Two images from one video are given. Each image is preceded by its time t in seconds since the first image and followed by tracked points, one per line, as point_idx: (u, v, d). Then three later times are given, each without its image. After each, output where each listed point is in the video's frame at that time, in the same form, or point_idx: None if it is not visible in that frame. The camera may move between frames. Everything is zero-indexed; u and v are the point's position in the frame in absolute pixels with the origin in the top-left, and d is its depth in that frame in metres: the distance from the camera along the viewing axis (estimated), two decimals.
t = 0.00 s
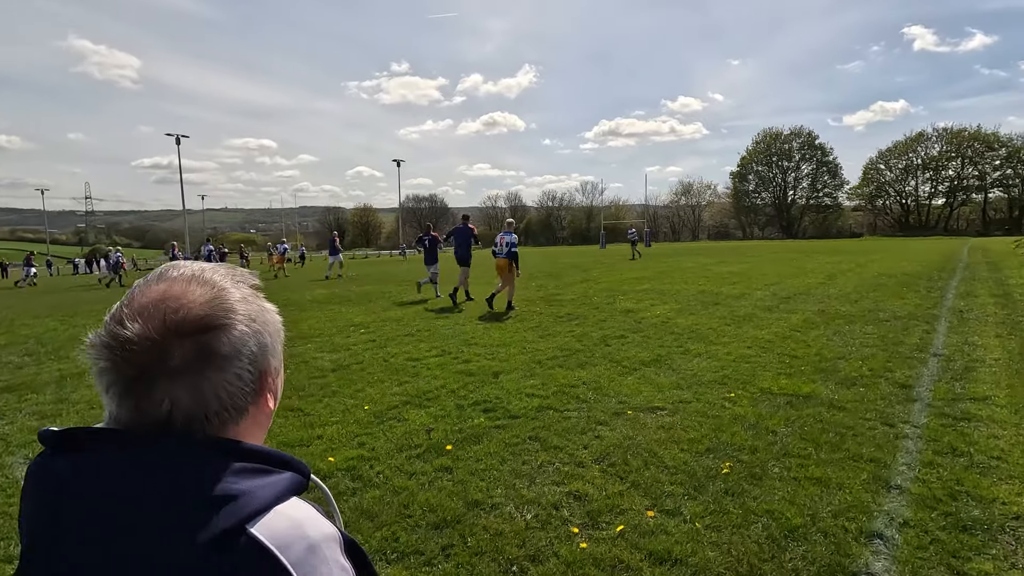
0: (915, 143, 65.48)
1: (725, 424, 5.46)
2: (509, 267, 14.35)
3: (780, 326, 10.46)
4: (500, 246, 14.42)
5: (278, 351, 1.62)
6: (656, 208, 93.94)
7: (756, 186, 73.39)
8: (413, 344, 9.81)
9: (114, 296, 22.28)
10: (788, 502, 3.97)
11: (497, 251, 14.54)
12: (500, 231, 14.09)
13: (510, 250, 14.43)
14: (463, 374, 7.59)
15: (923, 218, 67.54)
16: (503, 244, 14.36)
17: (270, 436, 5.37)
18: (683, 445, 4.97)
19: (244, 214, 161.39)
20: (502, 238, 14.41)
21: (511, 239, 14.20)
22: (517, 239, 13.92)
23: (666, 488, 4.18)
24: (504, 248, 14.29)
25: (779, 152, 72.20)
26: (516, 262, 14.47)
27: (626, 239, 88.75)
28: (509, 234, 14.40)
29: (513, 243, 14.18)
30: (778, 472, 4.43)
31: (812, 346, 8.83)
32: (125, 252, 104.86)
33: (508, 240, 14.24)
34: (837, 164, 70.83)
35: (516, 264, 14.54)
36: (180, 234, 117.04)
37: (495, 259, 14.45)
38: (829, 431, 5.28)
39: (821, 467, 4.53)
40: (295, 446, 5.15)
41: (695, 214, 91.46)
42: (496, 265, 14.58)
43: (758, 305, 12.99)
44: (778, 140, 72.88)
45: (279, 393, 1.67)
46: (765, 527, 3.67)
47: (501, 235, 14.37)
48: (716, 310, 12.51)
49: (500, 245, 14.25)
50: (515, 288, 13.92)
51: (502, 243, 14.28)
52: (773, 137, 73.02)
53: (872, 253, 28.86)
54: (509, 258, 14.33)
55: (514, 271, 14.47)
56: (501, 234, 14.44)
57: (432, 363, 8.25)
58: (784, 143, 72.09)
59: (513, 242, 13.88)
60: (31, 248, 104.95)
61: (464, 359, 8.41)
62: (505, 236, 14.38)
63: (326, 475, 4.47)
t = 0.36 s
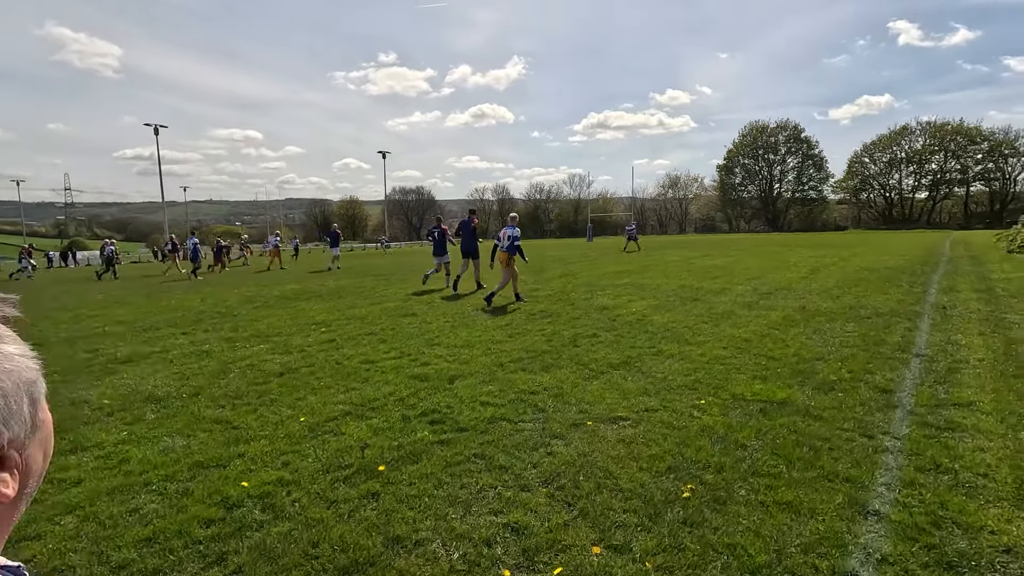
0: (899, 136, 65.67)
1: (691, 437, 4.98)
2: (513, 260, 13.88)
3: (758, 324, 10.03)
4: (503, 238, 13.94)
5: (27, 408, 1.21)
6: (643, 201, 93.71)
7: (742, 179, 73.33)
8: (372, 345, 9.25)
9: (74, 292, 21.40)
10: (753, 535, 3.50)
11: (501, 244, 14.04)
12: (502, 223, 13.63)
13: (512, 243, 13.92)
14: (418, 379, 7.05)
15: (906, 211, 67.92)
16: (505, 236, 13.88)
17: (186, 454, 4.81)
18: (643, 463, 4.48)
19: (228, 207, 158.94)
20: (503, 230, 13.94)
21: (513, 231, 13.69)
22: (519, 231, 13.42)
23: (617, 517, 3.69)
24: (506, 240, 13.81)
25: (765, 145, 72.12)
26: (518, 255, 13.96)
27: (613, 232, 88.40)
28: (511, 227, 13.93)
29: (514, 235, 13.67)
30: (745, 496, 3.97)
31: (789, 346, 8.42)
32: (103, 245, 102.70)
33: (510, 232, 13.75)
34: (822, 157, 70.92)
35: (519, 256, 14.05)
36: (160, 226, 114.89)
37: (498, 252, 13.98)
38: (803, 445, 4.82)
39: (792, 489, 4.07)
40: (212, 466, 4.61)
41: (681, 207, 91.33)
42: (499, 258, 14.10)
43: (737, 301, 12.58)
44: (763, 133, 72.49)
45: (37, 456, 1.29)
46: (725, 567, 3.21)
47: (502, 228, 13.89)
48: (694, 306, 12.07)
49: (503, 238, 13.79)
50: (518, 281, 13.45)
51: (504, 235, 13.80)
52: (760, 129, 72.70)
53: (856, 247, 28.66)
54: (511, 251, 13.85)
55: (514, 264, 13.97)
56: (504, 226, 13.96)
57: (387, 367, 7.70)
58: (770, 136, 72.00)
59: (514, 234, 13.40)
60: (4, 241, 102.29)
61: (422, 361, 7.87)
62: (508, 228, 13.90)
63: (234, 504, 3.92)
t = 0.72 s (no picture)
0: (906, 136, 64.77)
1: (684, 465, 4.36)
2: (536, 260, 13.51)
3: (761, 330, 9.39)
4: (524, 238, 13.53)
5: None
6: (646, 201, 93.08)
7: (746, 179, 72.56)
8: (348, 352, 8.64)
9: (60, 293, 20.94)
10: None
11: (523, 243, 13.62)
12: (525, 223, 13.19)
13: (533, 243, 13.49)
14: (387, 391, 6.44)
15: (912, 212, 67.07)
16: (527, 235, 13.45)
17: (107, 482, 4.23)
18: (628, 498, 3.87)
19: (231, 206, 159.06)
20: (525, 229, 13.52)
21: (536, 231, 13.26)
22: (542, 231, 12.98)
23: (592, 570, 3.10)
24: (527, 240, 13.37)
25: (769, 145, 71.31)
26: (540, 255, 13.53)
27: (615, 232, 87.70)
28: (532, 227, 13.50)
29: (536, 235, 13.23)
30: (746, 545, 3.35)
31: (796, 354, 7.77)
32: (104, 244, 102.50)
33: (532, 232, 13.32)
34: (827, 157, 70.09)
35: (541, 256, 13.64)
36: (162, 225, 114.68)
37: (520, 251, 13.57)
38: (813, 476, 4.20)
39: (800, 534, 3.46)
40: (132, 497, 4.02)
41: (684, 207, 90.64)
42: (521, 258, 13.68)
43: (740, 305, 11.94)
44: (767, 133, 71.64)
45: None
46: None
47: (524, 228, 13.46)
48: (694, 310, 11.42)
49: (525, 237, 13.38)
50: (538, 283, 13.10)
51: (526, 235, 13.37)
52: (764, 129, 71.80)
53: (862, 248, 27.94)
54: (533, 250, 13.43)
55: (534, 264, 13.56)
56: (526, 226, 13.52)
57: (358, 377, 7.10)
58: (775, 135, 71.19)
59: (536, 233, 12.95)
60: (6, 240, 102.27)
61: (396, 371, 7.27)
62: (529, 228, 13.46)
63: (142, 551, 3.33)
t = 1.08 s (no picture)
0: (943, 139, 62.26)
1: (696, 524, 3.71)
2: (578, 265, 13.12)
3: (790, 349, 8.62)
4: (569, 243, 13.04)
5: None
6: (671, 207, 91.68)
7: (774, 184, 70.76)
8: (341, 369, 8.14)
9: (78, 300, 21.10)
10: None
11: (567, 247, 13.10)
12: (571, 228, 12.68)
13: (575, 247, 12.99)
14: (373, 417, 5.91)
15: (950, 217, 64.47)
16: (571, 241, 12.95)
17: (37, 530, 3.76)
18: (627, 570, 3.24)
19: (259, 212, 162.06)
20: (570, 233, 13.01)
21: (580, 237, 12.75)
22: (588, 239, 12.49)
23: None
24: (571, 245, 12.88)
25: (799, 149, 69.41)
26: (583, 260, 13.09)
27: (639, 238, 86.45)
28: (577, 231, 12.99)
29: (581, 241, 12.71)
30: None
31: (828, 379, 7.00)
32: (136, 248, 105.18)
33: (578, 238, 12.83)
34: (859, 161, 67.89)
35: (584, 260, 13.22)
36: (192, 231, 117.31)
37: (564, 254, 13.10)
38: (852, 543, 3.50)
39: None
40: (60, 551, 3.54)
41: (710, 213, 88.83)
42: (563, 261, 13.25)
43: (766, 319, 11.12)
44: (797, 136, 69.79)
45: None
46: None
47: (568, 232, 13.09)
48: (716, 325, 10.68)
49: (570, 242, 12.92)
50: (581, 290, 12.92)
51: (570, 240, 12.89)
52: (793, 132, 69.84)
53: (899, 256, 26.54)
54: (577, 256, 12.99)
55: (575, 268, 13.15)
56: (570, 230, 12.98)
57: (345, 400, 6.57)
58: (804, 139, 69.28)
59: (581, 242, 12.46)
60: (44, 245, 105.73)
61: (387, 393, 6.75)
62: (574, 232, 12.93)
63: None
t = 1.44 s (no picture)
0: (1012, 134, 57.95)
1: None
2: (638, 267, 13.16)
3: (841, 367, 7.66)
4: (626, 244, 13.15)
5: None
6: (714, 208, 89.01)
7: (825, 184, 67.60)
8: (345, 380, 7.67)
9: (119, 299, 21.59)
10: None
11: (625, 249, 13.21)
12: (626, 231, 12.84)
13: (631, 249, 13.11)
14: (364, 439, 5.38)
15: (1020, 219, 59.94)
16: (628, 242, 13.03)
17: None
18: None
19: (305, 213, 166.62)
20: (626, 235, 13.16)
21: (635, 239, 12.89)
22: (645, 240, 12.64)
23: None
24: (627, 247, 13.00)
25: (852, 147, 66.05)
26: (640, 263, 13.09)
27: (681, 240, 84.24)
28: (633, 233, 13.16)
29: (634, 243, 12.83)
30: None
31: (884, 404, 6.10)
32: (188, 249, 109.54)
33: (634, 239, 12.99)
34: (918, 159, 64.03)
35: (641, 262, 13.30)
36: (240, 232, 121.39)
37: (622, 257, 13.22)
38: None
39: None
40: None
41: (756, 214, 85.76)
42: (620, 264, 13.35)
43: (812, 331, 10.15)
44: (849, 134, 66.45)
45: None
46: None
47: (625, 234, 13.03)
48: (757, 337, 9.75)
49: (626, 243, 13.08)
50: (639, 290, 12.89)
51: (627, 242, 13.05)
52: (846, 130, 66.46)
53: (966, 261, 24.42)
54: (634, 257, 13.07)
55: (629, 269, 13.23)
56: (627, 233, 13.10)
57: (339, 417, 6.08)
58: (858, 137, 65.88)
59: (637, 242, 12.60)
60: (105, 245, 111.40)
61: (386, 411, 6.22)
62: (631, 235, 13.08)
63: None
